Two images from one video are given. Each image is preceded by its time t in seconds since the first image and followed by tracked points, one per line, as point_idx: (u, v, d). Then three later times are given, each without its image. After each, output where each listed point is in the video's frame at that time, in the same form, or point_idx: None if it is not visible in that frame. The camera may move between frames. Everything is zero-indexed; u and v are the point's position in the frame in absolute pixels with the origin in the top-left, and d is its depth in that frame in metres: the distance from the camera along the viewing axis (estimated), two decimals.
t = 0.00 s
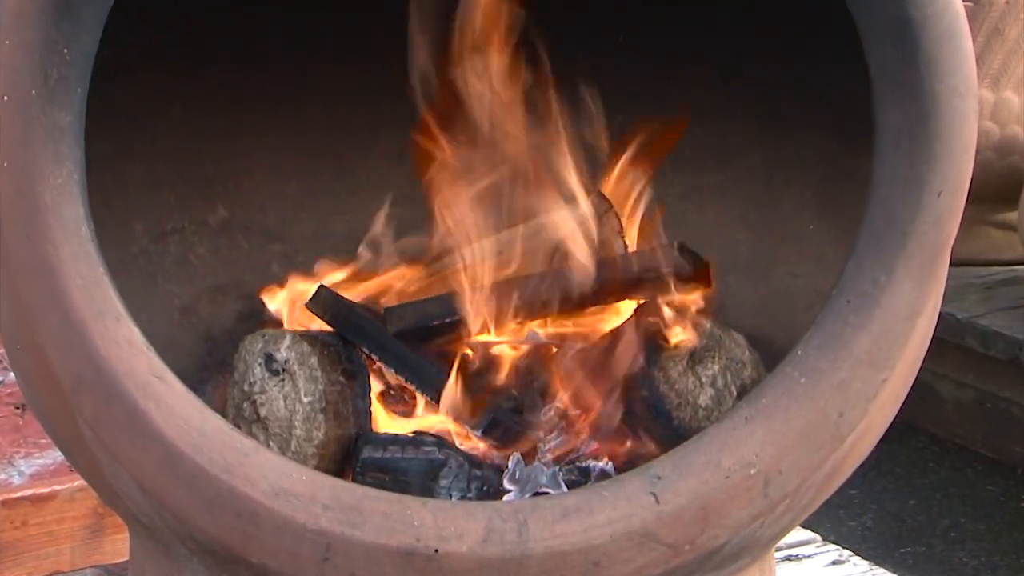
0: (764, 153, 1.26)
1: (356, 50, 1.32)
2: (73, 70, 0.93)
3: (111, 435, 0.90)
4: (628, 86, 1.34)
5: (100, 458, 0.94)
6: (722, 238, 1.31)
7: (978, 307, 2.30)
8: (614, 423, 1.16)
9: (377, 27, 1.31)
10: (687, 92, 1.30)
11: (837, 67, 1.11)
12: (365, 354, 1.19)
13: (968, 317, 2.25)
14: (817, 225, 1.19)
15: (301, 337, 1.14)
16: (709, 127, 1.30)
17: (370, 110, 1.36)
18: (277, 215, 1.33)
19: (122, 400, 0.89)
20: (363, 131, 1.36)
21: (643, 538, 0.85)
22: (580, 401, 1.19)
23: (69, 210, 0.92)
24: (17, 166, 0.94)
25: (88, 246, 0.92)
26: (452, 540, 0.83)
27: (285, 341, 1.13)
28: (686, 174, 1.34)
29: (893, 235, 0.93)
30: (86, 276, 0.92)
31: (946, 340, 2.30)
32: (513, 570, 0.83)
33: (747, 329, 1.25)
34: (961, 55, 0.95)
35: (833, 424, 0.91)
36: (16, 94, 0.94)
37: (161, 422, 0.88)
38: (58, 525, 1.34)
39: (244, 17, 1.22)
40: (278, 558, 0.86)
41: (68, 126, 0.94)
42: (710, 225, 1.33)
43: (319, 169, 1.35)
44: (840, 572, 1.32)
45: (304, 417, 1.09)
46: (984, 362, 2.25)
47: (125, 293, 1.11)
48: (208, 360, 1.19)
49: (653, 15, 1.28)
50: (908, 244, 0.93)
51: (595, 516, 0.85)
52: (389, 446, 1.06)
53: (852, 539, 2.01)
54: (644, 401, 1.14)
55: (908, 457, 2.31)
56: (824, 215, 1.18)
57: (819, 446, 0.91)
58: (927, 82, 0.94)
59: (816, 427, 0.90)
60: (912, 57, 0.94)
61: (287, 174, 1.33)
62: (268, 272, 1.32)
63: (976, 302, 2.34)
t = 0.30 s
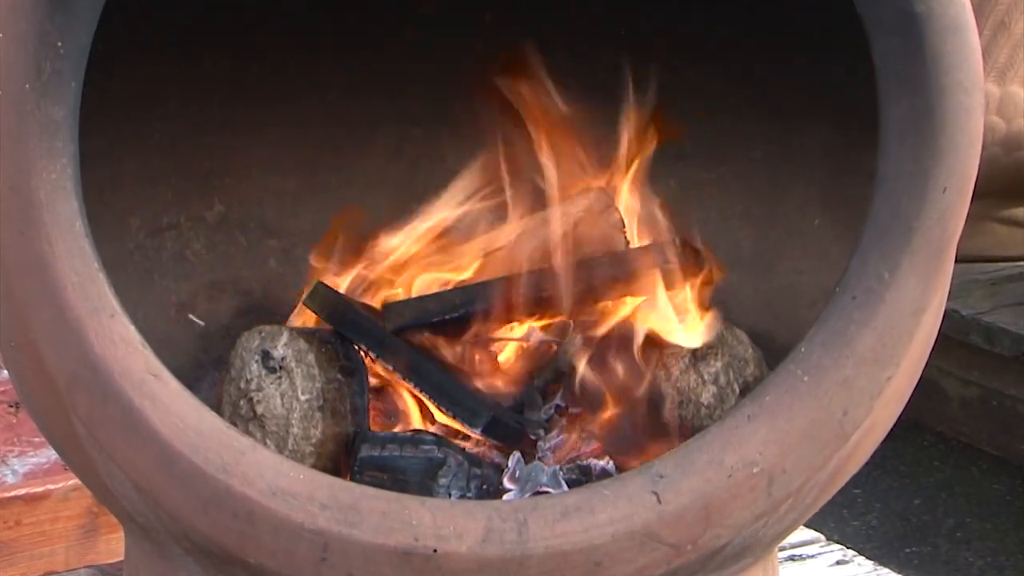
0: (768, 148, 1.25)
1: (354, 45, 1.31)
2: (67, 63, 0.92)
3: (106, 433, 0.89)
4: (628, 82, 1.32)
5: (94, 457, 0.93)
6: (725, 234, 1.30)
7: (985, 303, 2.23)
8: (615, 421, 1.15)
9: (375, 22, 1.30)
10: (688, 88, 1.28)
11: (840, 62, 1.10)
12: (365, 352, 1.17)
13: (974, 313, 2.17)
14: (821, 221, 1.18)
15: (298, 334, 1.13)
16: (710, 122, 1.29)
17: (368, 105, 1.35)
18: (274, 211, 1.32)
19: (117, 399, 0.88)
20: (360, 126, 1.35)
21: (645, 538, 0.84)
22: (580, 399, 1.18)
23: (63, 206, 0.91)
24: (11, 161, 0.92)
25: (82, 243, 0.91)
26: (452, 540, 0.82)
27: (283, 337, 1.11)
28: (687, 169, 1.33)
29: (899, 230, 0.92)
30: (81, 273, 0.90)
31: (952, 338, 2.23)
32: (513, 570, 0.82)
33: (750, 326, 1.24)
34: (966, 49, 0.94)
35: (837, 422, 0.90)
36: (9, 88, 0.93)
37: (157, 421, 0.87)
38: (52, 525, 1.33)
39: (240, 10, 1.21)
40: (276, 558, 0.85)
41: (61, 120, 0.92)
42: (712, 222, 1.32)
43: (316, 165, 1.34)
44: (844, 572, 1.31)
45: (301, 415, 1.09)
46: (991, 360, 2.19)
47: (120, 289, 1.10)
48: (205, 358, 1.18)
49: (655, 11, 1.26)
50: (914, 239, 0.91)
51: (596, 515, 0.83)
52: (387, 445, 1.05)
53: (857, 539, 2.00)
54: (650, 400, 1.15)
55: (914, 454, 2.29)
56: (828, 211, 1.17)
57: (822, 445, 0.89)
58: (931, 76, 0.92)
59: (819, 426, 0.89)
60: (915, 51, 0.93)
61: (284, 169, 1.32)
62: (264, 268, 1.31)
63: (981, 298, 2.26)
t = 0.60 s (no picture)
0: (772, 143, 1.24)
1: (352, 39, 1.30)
2: (62, 57, 0.91)
3: (99, 431, 0.88)
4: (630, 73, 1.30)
5: (89, 456, 0.92)
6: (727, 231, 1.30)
7: (992, 298, 2.22)
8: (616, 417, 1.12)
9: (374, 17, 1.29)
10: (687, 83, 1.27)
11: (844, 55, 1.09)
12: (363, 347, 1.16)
13: (980, 309, 2.17)
14: (825, 216, 1.17)
15: (296, 332, 1.12)
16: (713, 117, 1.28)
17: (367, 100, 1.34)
18: (272, 207, 1.31)
19: (111, 396, 0.86)
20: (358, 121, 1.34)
21: (646, 538, 0.83)
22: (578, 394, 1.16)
23: (57, 201, 0.90)
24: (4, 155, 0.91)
25: (76, 238, 0.90)
26: (451, 540, 0.81)
27: (280, 335, 1.11)
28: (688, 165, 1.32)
29: (903, 225, 0.90)
30: (75, 269, 0.89)
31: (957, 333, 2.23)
32: (513, 570, 0.81)
33: (753, 323, 1.23)
34: (972, 41, 0.93)
35: (842, 420, 0.88)
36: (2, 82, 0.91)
37: (152, 419, 0.86)
38: (46, 524, 1.32)
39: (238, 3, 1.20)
40: (272, 558, 0.84)
41: (55, 114, 0.91)
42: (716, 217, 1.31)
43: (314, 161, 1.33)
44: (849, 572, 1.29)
45: (298, 414, 1.08)
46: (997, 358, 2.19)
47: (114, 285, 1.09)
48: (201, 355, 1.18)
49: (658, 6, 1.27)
50: (918, 235, 0.90)
51: (597, 514, 0.82)
52: (387, 444, 1.04)
53: (862, 539, 1.98)
54: (652, 398, 1.13)
55: (918, 453, 2.27)
56: (832, 206, 1.16)
57: (827, 444, 0.88)
58: (936, 70, 0.91)
59: (824, 424, 0.88)
60: (919, 44, 0.91)
61: (282, 165, 1.31)
62: (261, 265, 1.30)
63: (987, 295, 2.24)
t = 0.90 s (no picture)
0: (775, 137, 1.23)
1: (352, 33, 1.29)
2: (57, 50, 0.89)
3: (94, 428, 0.87)
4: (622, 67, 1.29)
5: (84, 454, 0.90)
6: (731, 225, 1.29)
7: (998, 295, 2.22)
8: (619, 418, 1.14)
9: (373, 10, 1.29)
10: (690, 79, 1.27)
11: (848, 49, 1.08)
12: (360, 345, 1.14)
13: (986, 306, 2.17)
14: (829, 212, 1.16)
15: (293, 329, 1.12)
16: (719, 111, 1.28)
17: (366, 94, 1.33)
18: (269, 201, 1.30)
19: (105, 393, 0.85)
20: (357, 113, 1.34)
21: (648, 537, 0.82)
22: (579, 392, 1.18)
23: (51, 196, 0.88)
24: None
25: (71, 234, 0.88)
26: (450, 539, 0.80)
27: (277, 332, 1.11)
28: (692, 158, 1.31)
29: (907, 223, 0.89)
30: (70, 265, 0.87)
31: (962, 330, 2.23)
32: (513, 570, 0.79)
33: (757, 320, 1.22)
34: (977, 35, 0.92)
35: (846, 419, 0.87)
36: None
37: (148, 417, 0.84)
38: (40, 523, 1.31)
39: None
40: (269, 558, 0.82)
41: (50, 109, 0.89)
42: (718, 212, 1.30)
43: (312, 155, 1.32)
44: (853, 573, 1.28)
45: (296, 412, 1.08)
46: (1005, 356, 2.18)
47: (110, 281, 1.08)
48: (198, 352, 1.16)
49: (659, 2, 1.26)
50: (923, 232, 0.89)
51: (598, 514, 0.81)
52: (385, 443, 1.02)
53: (867, 539, 1.96)
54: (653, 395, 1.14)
55: (924, 451, 2.25)
56: (836, 201, 1.15)
57: (830, 443, 0.87)
58: (941, 64, 0.89)
59: (828, 422, 0.86)
60: (926, 38, 0.90)
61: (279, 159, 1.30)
62: (258, 261, 1.29)
63: (993, 291, 2.24)
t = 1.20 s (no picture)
0: (778, 133, 1.22)
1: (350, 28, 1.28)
2: (50, 43, 0.87)
3: (89, 427, 0.85)
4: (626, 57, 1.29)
5: (78, 454, 0.89)
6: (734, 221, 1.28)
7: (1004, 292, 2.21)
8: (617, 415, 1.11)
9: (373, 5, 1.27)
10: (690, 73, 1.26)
11: (851, 43, 1.07)
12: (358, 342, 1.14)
13: (993, 303, 2.16)
14: (833, 208, 1.15)
15: (290, 326, 1.10)
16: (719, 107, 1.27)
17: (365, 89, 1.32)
18: (266, 197, 1.29)
19: (100, 392, 0.84)
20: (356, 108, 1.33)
21: (650, 537, 0.80)
22: (578, 388, 1.14)
23: (45, 192, 0.86)
24: None
25: (65, 231, 0.87)
26: (449, 539, 0.78)
27: (273, 329, 1.09)
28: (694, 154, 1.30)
29: (912, 219, 0.87)
30: (64, 261, 0.86)
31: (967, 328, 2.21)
32: (513, 570, 0.78)
33: (760, 318, 1.21)
34: (982, 28, 0.90)
35: (850, 417, 0.86)
36: None
37: (144, 416, 0.83)
38: (34, 523, 1.29)
39: None
40: (266, 558, 0.81)
41: (44, 103, 0.87)
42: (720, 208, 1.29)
43: (309, 151, 1.32)
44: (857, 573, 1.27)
45: (293, 410, 1.05)
46: (1010, 355, 2.16)
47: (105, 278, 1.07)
48: (194, 349, 1.16)
49: None
50: (928, 228, 0.87)
51: (598, 514, 0.80)
52: (383, 441, 1.01)
53: (871, 539, 1.95)
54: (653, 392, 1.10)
55: (929, 450, 2.24)
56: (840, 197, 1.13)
57: (834, 441, 0.86)
58: (946, 57, 0.88)
59: (831, 420, 0.85)
60: (931, 30, 0.88)
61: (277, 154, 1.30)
62: (255, 257, 1.28)
63: (1000, 288, 2.23)
